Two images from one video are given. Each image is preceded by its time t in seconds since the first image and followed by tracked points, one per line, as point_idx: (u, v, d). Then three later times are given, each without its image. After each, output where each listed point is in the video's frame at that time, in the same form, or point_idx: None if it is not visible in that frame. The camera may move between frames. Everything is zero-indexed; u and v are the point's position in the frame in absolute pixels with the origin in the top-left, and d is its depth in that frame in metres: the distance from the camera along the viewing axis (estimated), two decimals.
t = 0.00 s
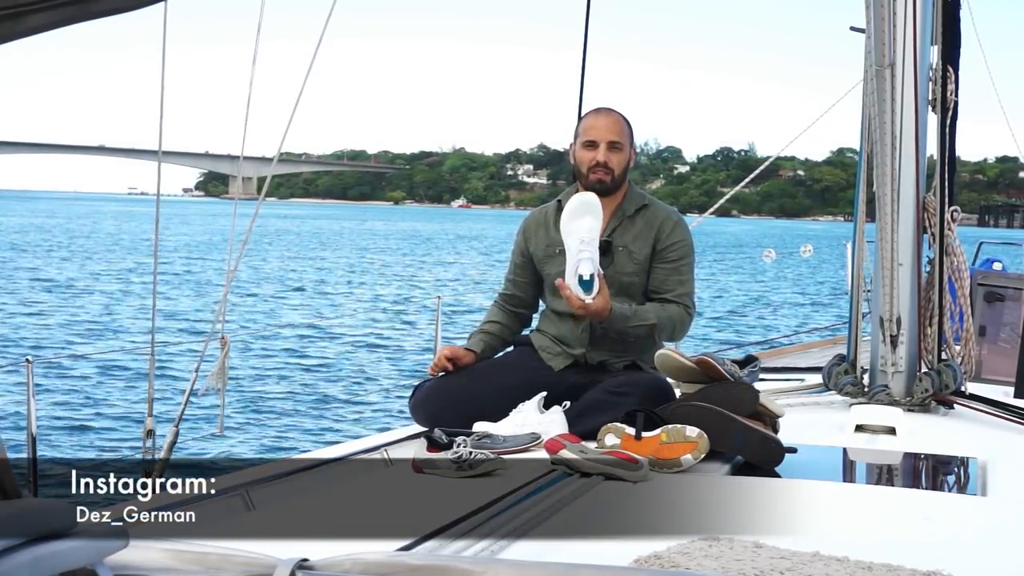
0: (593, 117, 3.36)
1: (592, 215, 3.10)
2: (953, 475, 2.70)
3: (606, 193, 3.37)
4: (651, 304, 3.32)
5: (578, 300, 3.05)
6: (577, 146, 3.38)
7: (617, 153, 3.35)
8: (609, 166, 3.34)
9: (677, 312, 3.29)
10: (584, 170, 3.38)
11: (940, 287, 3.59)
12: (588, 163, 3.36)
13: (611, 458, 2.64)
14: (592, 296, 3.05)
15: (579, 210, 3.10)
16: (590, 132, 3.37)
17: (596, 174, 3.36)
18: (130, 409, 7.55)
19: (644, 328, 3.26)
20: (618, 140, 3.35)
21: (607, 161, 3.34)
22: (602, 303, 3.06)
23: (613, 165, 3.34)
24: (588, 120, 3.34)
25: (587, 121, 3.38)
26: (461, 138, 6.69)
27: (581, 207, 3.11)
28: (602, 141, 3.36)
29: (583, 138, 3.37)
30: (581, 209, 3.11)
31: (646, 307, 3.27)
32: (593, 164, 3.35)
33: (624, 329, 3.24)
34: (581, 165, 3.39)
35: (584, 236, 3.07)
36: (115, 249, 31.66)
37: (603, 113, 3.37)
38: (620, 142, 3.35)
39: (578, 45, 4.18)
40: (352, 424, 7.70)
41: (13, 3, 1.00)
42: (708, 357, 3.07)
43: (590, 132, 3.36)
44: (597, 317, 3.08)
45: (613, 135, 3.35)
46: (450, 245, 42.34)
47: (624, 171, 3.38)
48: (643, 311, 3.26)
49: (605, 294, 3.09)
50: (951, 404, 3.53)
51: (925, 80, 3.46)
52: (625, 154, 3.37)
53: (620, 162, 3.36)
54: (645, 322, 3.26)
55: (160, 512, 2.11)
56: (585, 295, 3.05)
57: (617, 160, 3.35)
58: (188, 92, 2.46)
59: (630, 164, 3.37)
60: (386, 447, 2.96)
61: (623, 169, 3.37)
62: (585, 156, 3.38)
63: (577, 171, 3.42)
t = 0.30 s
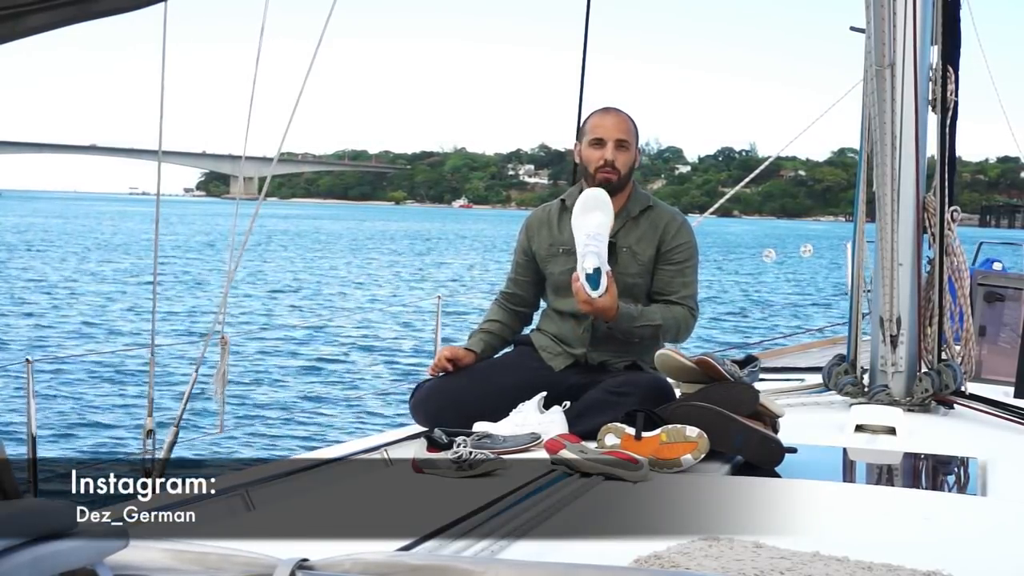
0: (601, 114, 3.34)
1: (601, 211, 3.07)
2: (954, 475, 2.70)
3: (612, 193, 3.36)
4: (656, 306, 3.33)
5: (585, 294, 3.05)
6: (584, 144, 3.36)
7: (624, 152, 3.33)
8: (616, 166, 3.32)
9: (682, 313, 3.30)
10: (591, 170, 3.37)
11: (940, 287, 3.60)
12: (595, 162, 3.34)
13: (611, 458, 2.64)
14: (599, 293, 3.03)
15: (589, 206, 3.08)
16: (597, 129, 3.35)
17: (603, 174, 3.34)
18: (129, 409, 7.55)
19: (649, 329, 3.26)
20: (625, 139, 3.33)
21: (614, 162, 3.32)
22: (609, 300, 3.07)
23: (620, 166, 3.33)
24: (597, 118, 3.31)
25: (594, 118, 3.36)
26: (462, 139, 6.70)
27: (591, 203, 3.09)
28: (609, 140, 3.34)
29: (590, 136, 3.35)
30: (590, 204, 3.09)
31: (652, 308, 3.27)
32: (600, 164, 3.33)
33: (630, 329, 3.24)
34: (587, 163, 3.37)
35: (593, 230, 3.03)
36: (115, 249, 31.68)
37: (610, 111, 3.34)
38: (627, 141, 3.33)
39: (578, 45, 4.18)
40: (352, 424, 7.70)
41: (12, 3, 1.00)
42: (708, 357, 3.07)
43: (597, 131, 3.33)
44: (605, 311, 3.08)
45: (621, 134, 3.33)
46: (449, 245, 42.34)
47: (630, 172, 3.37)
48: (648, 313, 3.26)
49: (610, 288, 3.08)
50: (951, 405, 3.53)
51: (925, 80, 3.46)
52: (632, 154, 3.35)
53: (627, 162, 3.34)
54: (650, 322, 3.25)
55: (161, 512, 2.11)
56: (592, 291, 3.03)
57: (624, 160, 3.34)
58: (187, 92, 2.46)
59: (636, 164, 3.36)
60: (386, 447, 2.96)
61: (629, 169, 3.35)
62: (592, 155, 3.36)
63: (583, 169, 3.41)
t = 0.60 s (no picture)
0: (602, 118, 3.30)
1: (608, 207, 3.06)
2: (953, 475, 2.70)
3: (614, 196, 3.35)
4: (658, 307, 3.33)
5: (588, 288, 3.05)
6: (586, 147, 3.33)
7: (625, 157, 3.31)
8: (617, 171, 3.30)
9: (684, 314, 3.30)
10: (593, 173, 3.35)
11: (940, 288, 3.60)
12: (597, 166, 3.33)
13: (611, 458, 2.64)
14: (602, 288, 3.04)
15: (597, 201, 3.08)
16: (599, 133, 3.31)
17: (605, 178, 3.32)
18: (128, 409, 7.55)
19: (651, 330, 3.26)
20: (627, 144, 3.30)
21: (615, 166, 3.30)
22: (612, 299, 3.06)
23: (622, 170, 3.31)
24: (598, 123, 3.29)
25: (595, 120, 3.32)
26: (462, 139, 6.70)
27: (599, 199, 3.08)
28: (610, 145, 3.30)
29: (592, 140, 3.32)
30: (598, 200, 3.08)
31: (653, 308, 3.27)
32: (601, 169, 3.31)
33: (631, 328, 3.24)
34: (589, 166, 3.35)
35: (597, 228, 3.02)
36: (115, 249, 31.66)
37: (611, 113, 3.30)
38: (629, 147, 3.30)
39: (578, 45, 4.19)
40: (352, 424, 7.70)
41: (13, 3, 1.01)
42: (708, 357, 3.07)
43: (598, 136, 3.30)
44: (607, 310, 3.07)
45: (622, 138, 3.30)
46: (449, 245, 42.35)
47: (632, 174, 3.35)
48: (649, 314, 3.26)
49: (616, 286, 3.08)
50: (951, 405, 3.53)
51: (924, 79, 3.46)
52: (634, 157, 3.33)
53: (629, 166, 3.32)
54: (652, 322, 3.25)
55: (161, 511, 2.11)
56: (596, 286, 3.04)
57: (626, 164, 3.31)
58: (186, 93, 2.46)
59: (638, 167, 3.33)
60: (386, 447, 2.96)
61: (630, 173, 3.33)
62: (594, 158, 3.34)
63: (585, 170, 3.38)
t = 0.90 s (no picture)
0: (587, 133, 3.26)
1: (605, 224, 3.06)
2: (953, 475, 2.70)
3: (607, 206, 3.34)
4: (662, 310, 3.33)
5: (593, 307, 3.05)
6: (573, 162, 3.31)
7: (610, 172, 3.27)
8: (603, 187, 3.28)
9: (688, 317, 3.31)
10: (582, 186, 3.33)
11: (940, 288, 3.60)
12: (583, 180, 3.31)
13: (611, 458, 2.64)
14: (608, 306, 3.04)
15: (592, 220, 3.08)
16: (586, 149, 3.27)
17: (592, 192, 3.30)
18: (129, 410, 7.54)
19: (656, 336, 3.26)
20: (610, 160, 3.26)
21: (600, 181, 3.28)
22: (618, 313, 3.07)
23: (607, 184, 3.28)
24: (580, 141, 3.26)
25: (582, 134, 3.27)
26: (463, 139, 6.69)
27: (594, 216, 3.08)
28: (595, 160, 3.27)
29: (577, 156, 3.28)
30: (595, 218, 3.08)
31: (660, 313, 3.28)
32: (587, 185, 3.29)
33: (640, 336, 3.24)
34: (578, 178, 3.33)
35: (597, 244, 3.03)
36: (115, 250, 31.63)
37: (596, 127, 3.25)
38: (614, 161, 3.26)
39: (578, 45, 4.18)
40: (352, 425, 7.69)
41: (13, 3, 1.01)
42: (708, 357, 3.07)
43: (584, 152, 3.26)
44: (614, 323, 3.08)
45: (606, 153, 3.26)
46: (448, 245, 42.34)
47: (623, 182, 3.32)
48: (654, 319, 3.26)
49: (621, 300, 3.09)
50: (951, 405, 3.53)
51: (925, 79, 3.46)
52: (621, 170, 3.29)
53: (617, 178, 3.29)
54: (659, 329, 3.26)
55: (161, 510, 2.11)
56: (601, 304, 3.04)
57: (613, 177, 3.28)
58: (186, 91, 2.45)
59: (627, 177, 3.30)
60: (386, 447, 2.96)
61: (620, 183, 3.31)
62: (581, 172, 3.32)
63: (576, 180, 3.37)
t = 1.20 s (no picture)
0: (571, 135, 3.26)
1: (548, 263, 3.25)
2: (953, 475, 2.70)
3: (596, 207, 3.34)
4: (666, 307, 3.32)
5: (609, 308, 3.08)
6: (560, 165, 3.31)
7: (596, 172, 3.28)
8: (591, 188, 3.28)
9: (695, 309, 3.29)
10: (569, 189, 3.34)
11: (940, 288, 3.60)
12: (570, 184, 3.32)
13: (611, 458, 2.64)
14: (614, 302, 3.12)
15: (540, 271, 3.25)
16: (570, 151, 3.28)
17: (579, 196, 3.31)
18: (129, 410, 7.54)
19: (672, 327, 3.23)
20: (595, 161, 3.27)
21: (586, 183, 3.28)
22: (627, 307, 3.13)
23: (594, 186, 3.28)
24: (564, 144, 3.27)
25: (566, 137, 3.28)
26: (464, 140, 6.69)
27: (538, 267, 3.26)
28: (580, 162, 3.28)
29: (563, 158, 3.29)
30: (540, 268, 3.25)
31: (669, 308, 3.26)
32: (575, 188, 3.30)
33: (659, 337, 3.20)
34: (566, 181, 3.34)
35: (560, 277, 3.20)
36: (116, 250, 31.63)
37: (580, 128, 3.26)
38: (599, 161, 3.26)
39: (578, 45, 4.18)
40: (351, 425, 7.69)
41: (14, 3, 1.01)
42: (708, 357, 3.07)
43: (568, 154, 3.27)
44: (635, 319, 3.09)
45: (590, 154, 3.26)
46: (449, 245, 42.33)
47: (611, 182, 3.33)
48: (665, 313, 3.26)
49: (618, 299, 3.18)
50: (951, 405, 3.53)
51: (925, 80, 3.46)
52: (606, 170, 3.29)
53: (604, 178, 3.29)
54: (674, 319, 3.25)
55: (160, 511, 2.11)
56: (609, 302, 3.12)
57: (600, 177, 3.29)
58: (186, 91, 2.45)
59: (613, 176, 3.31)
60: (386, 447, 2.96)
61: (608, 183, 3.31)
62: (568, 177, 3.33)
63: (564, 183, 3.37)
